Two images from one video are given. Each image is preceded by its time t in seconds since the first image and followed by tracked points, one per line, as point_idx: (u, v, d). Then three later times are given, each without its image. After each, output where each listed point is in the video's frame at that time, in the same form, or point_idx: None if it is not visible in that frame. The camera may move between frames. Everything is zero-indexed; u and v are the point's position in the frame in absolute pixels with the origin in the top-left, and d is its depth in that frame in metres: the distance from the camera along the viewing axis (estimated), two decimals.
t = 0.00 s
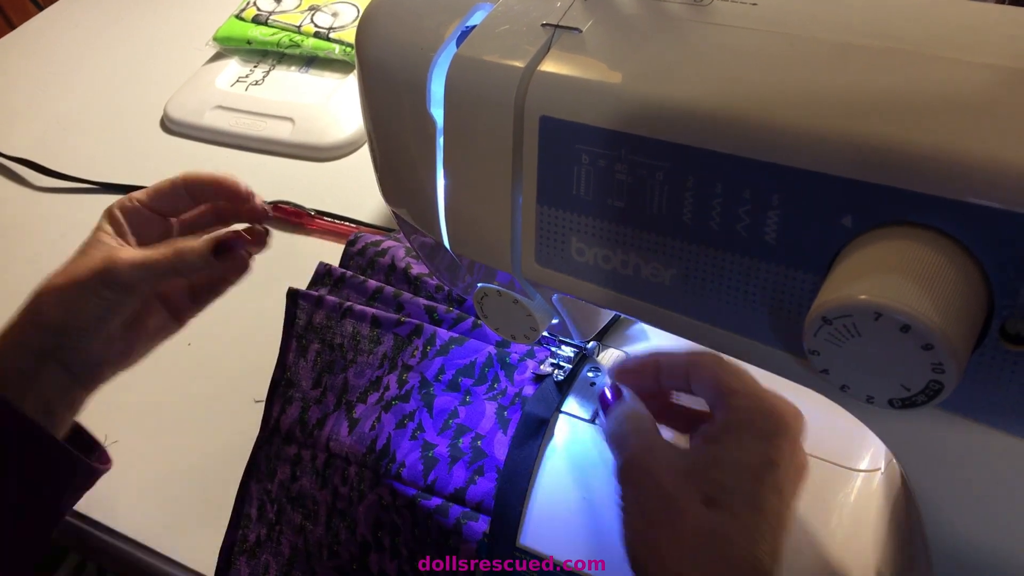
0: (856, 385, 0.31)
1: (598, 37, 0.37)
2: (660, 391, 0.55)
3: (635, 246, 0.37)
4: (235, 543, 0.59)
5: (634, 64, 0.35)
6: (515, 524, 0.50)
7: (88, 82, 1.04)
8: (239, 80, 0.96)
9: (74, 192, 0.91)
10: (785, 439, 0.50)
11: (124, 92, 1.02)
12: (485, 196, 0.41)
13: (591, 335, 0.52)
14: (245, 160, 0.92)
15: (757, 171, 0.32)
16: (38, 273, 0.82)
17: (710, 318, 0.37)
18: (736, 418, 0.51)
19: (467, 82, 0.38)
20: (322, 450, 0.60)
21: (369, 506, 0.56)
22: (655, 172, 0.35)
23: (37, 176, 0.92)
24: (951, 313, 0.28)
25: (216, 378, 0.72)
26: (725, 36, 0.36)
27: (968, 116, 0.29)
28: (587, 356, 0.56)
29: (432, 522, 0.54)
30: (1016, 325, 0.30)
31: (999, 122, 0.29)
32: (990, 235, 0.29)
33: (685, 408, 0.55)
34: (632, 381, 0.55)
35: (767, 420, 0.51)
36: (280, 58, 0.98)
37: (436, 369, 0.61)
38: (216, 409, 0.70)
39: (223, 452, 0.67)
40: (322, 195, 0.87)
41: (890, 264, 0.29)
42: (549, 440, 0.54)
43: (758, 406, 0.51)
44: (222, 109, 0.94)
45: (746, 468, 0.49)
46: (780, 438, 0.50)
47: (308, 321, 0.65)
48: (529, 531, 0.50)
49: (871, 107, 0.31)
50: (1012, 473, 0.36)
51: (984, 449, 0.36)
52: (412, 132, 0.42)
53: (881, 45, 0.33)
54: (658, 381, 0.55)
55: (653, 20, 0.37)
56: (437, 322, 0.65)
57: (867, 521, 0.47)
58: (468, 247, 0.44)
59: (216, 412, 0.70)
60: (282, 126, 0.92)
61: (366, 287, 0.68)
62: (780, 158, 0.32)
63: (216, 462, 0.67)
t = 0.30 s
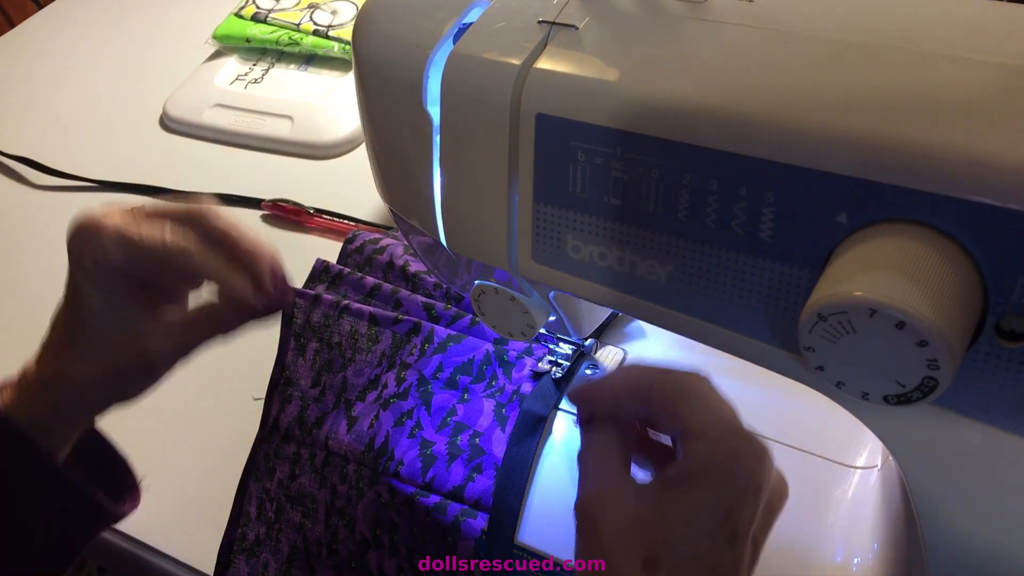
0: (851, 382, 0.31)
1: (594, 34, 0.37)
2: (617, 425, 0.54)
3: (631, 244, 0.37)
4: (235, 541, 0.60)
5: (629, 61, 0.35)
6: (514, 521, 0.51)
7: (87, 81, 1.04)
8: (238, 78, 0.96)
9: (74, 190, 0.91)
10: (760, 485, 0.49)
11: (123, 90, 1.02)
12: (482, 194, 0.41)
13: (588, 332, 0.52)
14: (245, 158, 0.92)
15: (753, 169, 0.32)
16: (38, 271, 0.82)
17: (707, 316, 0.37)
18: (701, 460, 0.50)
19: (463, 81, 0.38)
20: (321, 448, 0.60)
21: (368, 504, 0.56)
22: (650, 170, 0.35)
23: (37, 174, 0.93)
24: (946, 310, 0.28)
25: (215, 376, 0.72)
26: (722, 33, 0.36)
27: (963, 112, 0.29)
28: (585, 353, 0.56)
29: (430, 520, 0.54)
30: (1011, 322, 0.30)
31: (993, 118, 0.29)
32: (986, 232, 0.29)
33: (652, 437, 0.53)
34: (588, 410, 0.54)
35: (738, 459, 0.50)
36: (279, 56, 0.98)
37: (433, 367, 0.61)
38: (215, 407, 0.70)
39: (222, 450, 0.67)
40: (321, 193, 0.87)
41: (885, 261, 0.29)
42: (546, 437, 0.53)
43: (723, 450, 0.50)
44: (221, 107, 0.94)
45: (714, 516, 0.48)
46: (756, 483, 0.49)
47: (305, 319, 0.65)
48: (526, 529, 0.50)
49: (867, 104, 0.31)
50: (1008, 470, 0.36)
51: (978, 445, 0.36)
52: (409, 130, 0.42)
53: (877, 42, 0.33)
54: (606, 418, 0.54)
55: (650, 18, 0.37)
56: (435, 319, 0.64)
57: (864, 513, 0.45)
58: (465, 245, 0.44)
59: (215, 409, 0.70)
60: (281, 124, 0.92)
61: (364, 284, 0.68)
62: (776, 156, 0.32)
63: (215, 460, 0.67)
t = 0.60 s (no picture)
0: (847, 382, 0.31)
1: (592, 34, 0.37)
2: (604, 423, 0.49)
3: (628, 243, 0.37)
4: (234, 541, 0.60)
5: (626, 61, 0.35)
6: (513, 520, 0.50)
7: (87, 80, 1.04)
8: (238, 77, 0.96)
9: (74, 190, 0.91)
10: (718, 469, 0.43)
11: (123, 89, 1.02)
12: (481, 193, 0.41)
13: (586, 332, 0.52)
14: (245, 157, 0.92)
15: (750, 168, 0.32)
16: (39, 271, 0.82)
17: (704, 315, 0.38)
18: (653, 453, 0.44)
19: (462, 81, 0.38)
20: (321, 448, 0.60)
21: (367, 503, 0.56)
22: (647, 169, 0.35)
23: (37, 174, 0.93)
24: (941, 309, 0.28)
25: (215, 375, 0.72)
26: (718, 33, 0.36)
27: (959, 112, 0.29)
28: (584, 352, 0.57)
29: (429, 519, 0.54)
30: (1006, 322, 0.30)
31: (989, 118, 0.29)
32: (980, 231, 0.29)
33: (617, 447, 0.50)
34: (571, 411, 0.48)
35: (693, 446, 0.43)
36: (279, 55, 0.98)
37: (433, 366, 0.61)
38: (215, 406, 0.70)
39: (223, 449, 0.67)
40: (321, 192, 0.87)
41: (880, 260, 0.29)
42: (546, 435, 0.53)
43: (680, 441, 0.43)
44: (221, 106, 0.94)
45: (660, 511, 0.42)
46: (715, 468, 0.42)
47: (304, 319, 0.65)
48: (525, 528, 0.50)
49: (863, 104, 0.31)
50: (1005, 469, 0.36)
51: (978, 445, 0.36)
52: (407, 129, 0.42)
53: (872, 41, 0.33)
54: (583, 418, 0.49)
55: (647, 17, 0.38)
56: (434, 318, 0.65)
57: (862, 511, 0.47)
58: (464, 244, 0.44)
59: (215, 409, 0.70)
60: (281, 123, 0.92)
61: (363, 283, 0.68)
62: (773, 156, 0.32)
63: (215, 459, 0.67)
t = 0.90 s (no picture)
0: (842, 383, 0.31)
1: (588, 34, 0.37)
2: (594, 431, 0.49)
3: (624, 245, 0.37)
4: (232, 541, 0.60)
5: (622, 61, 0.35)
6: (511, 522, 0.51)
7: (86, 80, 1.04)
8: (237, 76, 0.96)
9: (72, 189, 0.91)
10: (707, 475, 0.42)
11: (122, 89, 1.02)
12: (476, 194, 0.41)
13: (583, 332, 0.52)
14: (243, 156, 0.92)
15: (745, 169, 0.32)
16: (37, 270, 0.82)
17: (699, 316, 0.37)
18: (644, 460, 0.43)
19: (457, 81, 0.38)
20: (318, 448, 0.60)
21: (364, 504, 0.56)
22: (643, 170, 0.35)
23: (36, 173, 0.93)
24: (936, 310, 0.28)
25: (213, 375, 0.72)
26: (714, 34, 0.36)
27: (955, 113, 0.29)
28: (580, 353, 0.58)
29: (426, 519, 0.54)
30: (1001, 324, 0.30)
31: (985, 119, 0.29)
32: (975, 234, 0.29)
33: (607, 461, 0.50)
34: (562, 417, 0.48)
35: (682, 452, 0.43)
36: (278, 54, 0.98)
37: (430, 366, 0.61)
38: (213, 406, 0.70)
39: (220, 449, 0.67)
40: (319, 191, 0.87)
41: (874, 262, 0.29)
42: (543, 436, 0.54)
43: (669, 447, 0.43)
44: (219, 105, 0.94)
45: (649, 517, 0.42)
46: (704, 474, 0.42)
47: (301, 319, 0.65)
48: (523, 529, 0.50)
49: (859, 105, 0.31)
50: (1002, 471, 0.36)
51: (977, 448, 0.36)
52: (403, 130, 0.42)
53: (867, 42, 0.33)
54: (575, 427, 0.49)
55: (643, 18, 0.37)
56: (432, 318, 0.65)
57: (859, 514, 0.47)
58: (460, 245, 0.44)
59: (213, 409, 0.70)
60: (280, 122, 0.92)
61: (361, 283, 0.68)
62: (768, 156, 0.32)
63: (213, 459, 0.67)
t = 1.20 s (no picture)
0: (840, 387, 0.31)
1: (587, 36, 0.37)
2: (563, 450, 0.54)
3: (622, 248, 0.37)
4: (232, 542, 0.60)
5: (620, 64, 0.35)
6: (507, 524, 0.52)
7: (86, 80, 1.04)
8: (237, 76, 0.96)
9: (72, 189, 0.91)
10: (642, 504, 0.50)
11: (122, 89, 1.02)
12: (475, 197, 0.41)
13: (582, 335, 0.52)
14: (243, 157, 0.92)
15: (742, 172, 0.32)
16: (36, 271, 0.83)
17: (697, 320, 0.37)
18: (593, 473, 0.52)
19: (456, 83, 0.38)
20: (318, 450, 0.60)
21: (363, 505, 0.56)
22: (641, 173, 0.35)
23: (35, 173, 0.93)
24: (934, 314, 0.28)
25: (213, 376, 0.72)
26: (712, 36, 0.35)
27: (953, 117, 0.29)
28: (579, 355, 0.60)
29: (425, 522, 0.53)
30: (999, 327, 0.30)
31: (984, 123, 0.29)
32: (973, 238, 0.29)
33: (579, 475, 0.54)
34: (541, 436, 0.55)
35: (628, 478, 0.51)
36: (279, 55, 0.98)
37: (428, 368, 0.61)
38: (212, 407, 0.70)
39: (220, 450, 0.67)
40: (319, 192, 0.87)
41: (871, 266, 0.29)
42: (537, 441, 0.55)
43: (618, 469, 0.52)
44: (220, 106, 0.94)
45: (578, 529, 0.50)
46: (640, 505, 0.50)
47: (300, 323, 0.66)
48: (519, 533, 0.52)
49: (857, 108, 0.31)
50: (1000, 475, 0.36)
51: (977, 452, 0.36)
52: (402, 132, 0.42)
53: (867, 45, 0.33)
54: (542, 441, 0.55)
55: (643, 21, 0.37)
56: (431, 320, 0.64)
57: (858, 515, 0.47)
58: (459, 247, 0.44)
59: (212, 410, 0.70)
60: (280, 123, 0.92)
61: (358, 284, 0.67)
62: (765, 159, 0.32)
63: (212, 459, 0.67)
